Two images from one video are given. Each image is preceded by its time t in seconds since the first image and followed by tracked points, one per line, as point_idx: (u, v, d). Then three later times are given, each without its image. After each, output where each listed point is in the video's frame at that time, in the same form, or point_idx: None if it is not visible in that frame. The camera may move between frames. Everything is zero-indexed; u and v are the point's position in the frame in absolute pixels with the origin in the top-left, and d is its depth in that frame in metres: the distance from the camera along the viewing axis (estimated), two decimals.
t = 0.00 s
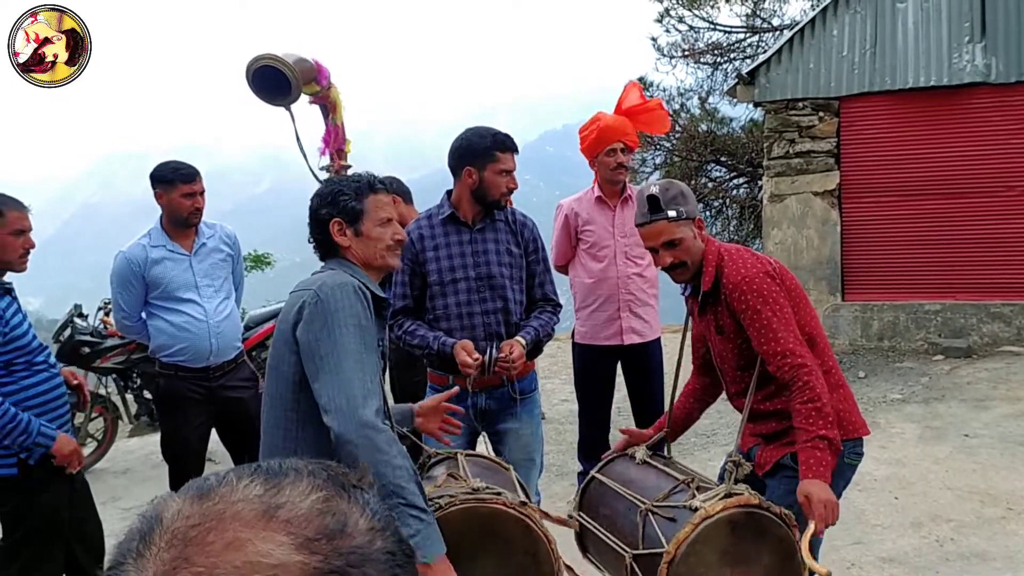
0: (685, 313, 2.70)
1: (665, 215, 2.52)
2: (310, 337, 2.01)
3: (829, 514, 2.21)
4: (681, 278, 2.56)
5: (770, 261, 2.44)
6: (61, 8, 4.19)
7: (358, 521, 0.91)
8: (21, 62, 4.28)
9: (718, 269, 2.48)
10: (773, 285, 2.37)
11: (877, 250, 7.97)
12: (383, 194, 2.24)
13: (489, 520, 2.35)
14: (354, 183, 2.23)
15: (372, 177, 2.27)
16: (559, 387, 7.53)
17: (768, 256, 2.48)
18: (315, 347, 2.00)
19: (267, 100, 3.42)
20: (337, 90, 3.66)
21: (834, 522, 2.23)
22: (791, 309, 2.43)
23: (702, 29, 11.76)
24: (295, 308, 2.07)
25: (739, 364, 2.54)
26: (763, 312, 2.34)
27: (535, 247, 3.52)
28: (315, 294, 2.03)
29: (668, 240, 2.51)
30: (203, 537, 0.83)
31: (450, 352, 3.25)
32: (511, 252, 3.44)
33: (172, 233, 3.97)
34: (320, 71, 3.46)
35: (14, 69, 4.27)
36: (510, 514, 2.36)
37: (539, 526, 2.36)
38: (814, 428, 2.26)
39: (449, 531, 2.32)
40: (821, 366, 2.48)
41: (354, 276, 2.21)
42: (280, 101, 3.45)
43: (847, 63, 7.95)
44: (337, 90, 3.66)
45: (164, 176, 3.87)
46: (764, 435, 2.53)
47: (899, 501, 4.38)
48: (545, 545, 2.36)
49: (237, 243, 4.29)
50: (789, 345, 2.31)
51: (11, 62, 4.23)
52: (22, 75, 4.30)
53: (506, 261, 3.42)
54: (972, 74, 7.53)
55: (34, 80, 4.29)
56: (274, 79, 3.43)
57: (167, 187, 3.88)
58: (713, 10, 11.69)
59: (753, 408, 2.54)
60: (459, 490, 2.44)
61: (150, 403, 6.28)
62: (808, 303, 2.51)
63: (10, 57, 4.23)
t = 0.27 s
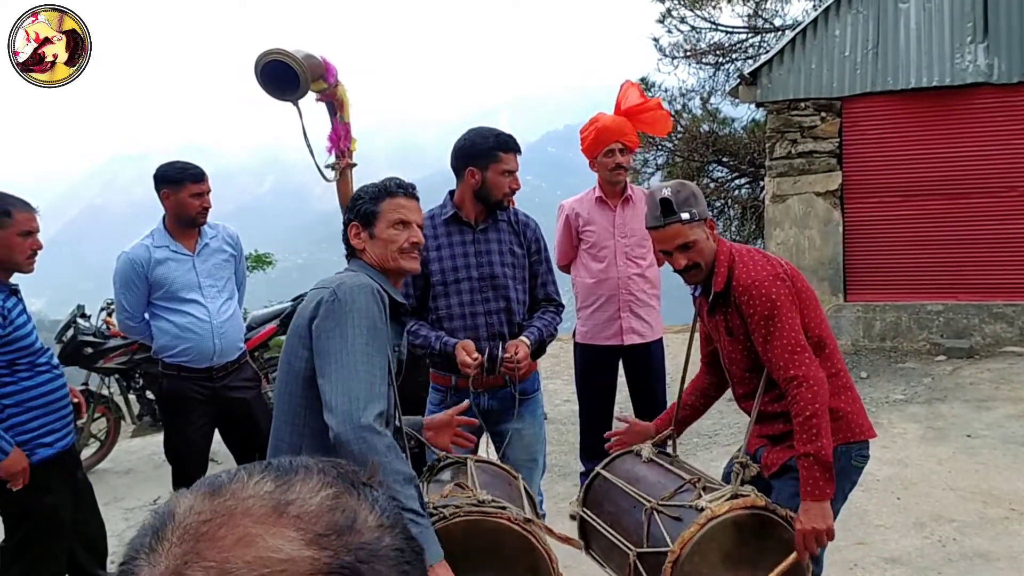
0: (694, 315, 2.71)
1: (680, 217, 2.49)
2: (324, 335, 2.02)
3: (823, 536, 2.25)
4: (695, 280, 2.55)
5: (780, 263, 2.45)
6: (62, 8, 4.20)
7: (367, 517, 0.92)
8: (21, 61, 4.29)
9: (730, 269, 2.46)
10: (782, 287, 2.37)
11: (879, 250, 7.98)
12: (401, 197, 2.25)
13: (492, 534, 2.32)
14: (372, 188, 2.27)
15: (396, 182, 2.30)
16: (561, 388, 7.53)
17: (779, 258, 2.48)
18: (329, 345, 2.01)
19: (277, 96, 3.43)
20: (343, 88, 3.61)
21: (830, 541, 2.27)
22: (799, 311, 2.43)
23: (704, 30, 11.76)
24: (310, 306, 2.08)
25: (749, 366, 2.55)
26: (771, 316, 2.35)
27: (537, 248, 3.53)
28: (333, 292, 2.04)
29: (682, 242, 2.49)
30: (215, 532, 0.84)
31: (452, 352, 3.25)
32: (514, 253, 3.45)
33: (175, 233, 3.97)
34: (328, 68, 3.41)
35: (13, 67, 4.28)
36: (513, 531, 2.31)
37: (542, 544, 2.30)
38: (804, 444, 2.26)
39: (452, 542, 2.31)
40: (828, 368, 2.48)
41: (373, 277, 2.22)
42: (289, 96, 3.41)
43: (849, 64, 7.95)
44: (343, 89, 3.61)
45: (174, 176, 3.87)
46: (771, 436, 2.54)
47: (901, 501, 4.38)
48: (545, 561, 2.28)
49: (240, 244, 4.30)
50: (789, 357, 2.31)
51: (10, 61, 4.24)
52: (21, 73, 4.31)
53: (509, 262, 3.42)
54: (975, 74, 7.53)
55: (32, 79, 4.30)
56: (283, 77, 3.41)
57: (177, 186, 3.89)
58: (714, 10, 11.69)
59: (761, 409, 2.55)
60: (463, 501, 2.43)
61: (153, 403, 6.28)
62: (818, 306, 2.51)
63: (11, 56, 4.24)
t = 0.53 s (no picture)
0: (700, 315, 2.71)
1: (686, 216, 2.50)
2: (332, 335, 2.03)
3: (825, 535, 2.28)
4: (702, 279, 2.55)
5: (787, 264, 2.44)
6: (63, 9, 4.21)
7: (374, 513, 0.92)
8: (20, 61, 4.30)
9: (736, 270, 2.46)
10: (788, 289, 2.37)
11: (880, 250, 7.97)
12: (415, 194, 2.25)
13: (505, 534, 2.31)
14: (386, 186, 2.27)
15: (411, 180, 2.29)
16: (562, 388, 7.54)
17: (786, 259, 2.47)
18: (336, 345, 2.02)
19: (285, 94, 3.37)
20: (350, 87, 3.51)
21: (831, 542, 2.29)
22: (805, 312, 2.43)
23: (705, 29, 11.76)
24: (318, 305, 2.09)
25: (753, 368, 2.55)
26: (775, 319, 2.34)
27: (540, 248, 3.53)
28: (342, 293, 2.05)
29: (689, 240, 2.50)
30: (223, 528, 0.84)
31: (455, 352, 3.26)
32: (516, 253, 3.45)
33: (171, 233, 3.97)
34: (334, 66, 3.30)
35: (12, 66, 4.29)
36: (525, 530, 2.31)
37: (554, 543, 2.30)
38: (816, 447, 2.28)
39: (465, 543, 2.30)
40: (834, 370, 2.48)
41: (383, 276, 2.24)
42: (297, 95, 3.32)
43: (851, 63, 7.95)
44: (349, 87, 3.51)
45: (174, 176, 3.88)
46: (774, 437, 2.55)
47: (904, 501, 4.38)
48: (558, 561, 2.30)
49: (236, 244, 4.30)
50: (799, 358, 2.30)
51: (9, 60, 4.25)
52: (20, 73, 4.32)
53: (511, 262, 3.42)
54: (977, 74, 7.53)
55: (31, 79, 4.30)
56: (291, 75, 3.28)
57: (178, 186, 3.89)
58: (716, 10, 11.69)
59: (765, 411, 2.55)
60: (474, 501, 2.41)
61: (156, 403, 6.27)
62: (823, 307, 2.51)
63: (11, 55, 4.25)
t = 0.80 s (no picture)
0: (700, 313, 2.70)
1: (691, 210, 2.49)
2: (339, 335, 2.03)
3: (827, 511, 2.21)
4: (699, 276, 2.55)
5: (790, 263, 2.44)
6: (63, 9, 4.21)
7: (377, 507, 0.91)
8: (20, 60, 4.30)
9: (739, 267, 2.46)
10: (791, 286, 2.36)
11: (883, 249, 7.96)
12: (420, 193, 2.25)
13: (516, 529, 2.31)
14: (391, 182, 2.26)
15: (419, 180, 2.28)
16: (564, 386, 7.54)
17: (788, 257, 2.48)
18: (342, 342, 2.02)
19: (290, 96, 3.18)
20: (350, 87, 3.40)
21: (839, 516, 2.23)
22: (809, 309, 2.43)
23: (707, 28, 11.74)
24: (325, 303, 2.09)
25: (755, 366, 2.55)
26: (781, 309, 2.33)
27: (543, 247, 3.52)
28: (347, 293, 2.05)
29: (690, 235, 2.50)
30: (228, 521, 0.84)
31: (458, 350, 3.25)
32: (519, 251, 3.44)
33: (165, 233, 3.93)
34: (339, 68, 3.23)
35: (12, 65, 4.28)
36: (537, 525, 2.31)
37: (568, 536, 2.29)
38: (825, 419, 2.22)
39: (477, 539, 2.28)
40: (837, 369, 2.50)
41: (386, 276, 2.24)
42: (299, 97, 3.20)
43: (854, 62, 7.94)
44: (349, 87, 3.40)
45: (169, 176, 3.84)
46: (777, 437, 2.54)
47: (906, 500, 4.38)
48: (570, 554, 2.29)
49: (227, 243, 4.28)
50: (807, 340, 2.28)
51: (9, 60, 4.25)
52: (20, 73, 4.32)
53: (514, 260, 3.42)
54: (979, 72, 7.51)
55: (31, 78, 4.30)
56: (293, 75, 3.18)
57: (173, 187, 3.85)
58: (718, 8, 11.67)
59: (769, 410, 2.55)
60: (485, 496, 2.40)
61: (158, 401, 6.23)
62: (825, 303, 2.50)
63: (11, 54, 4.25)
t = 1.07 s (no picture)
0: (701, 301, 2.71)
1: (690, 194, 2.51)
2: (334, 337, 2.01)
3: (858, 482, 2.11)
4: (698, 260, 2.57)
5: (791, 253, 2.44)
6: (64, 9, 4.20)
7: (368, 503, 0.91)
8: (20, 59, 4.30)
9: (736, 256, 2.47)
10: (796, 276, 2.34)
11: (886, 246, 7.94)
12: (432, 208, 2.23)
13: (528, 525, 2.31)
14: (411, 189, 2.26)
15: (435, 191, 2.26)
16: (566, 384, 7.53)
17: (787, 246, 2.46)
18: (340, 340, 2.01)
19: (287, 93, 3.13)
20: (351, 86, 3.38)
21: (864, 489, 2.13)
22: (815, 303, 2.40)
23: (709, 25, 11.72)
24: (318, 302, 2.06)
25: (749, 355, 2.53)
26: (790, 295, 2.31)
27: (546, 244, 3.51)
28: (341, 295, 2.03)
29: (688, 219, 2.51)
30: (217, 518, 0.84)
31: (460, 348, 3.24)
32: (521, 249, 3.44)
33: (171, 227, 3.94)
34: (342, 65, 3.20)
35: (12, 64, 4.28)
36: (548, 520, 2.31)
37: (574, 530, 2.33)
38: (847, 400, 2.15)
39: (490, 536, 2.27)
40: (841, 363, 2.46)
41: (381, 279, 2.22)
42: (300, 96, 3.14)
43: (856, 59, 7.92)
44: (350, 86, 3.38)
45: (180, 169, 3.85)
46: (776, 431, 2.54)
47: (908, 498, 4.37)
48: (578, 548, 2.34)
49: (231, 238, 4.28)
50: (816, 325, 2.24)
51: (9, 59, 4.25)
52: (20, 73, 4.31)
53: (515, 258, 3.41)
54: (982, 70, 7.48)
55: (30, 78, 4.30)
56: (294, 74, 3.10)
57: (185, 181, 3.87)
58: (720, 6, 11.65)
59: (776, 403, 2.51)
60: (495, 493, 2.38)
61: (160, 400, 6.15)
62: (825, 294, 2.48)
63: (11, 53, 4.25)
